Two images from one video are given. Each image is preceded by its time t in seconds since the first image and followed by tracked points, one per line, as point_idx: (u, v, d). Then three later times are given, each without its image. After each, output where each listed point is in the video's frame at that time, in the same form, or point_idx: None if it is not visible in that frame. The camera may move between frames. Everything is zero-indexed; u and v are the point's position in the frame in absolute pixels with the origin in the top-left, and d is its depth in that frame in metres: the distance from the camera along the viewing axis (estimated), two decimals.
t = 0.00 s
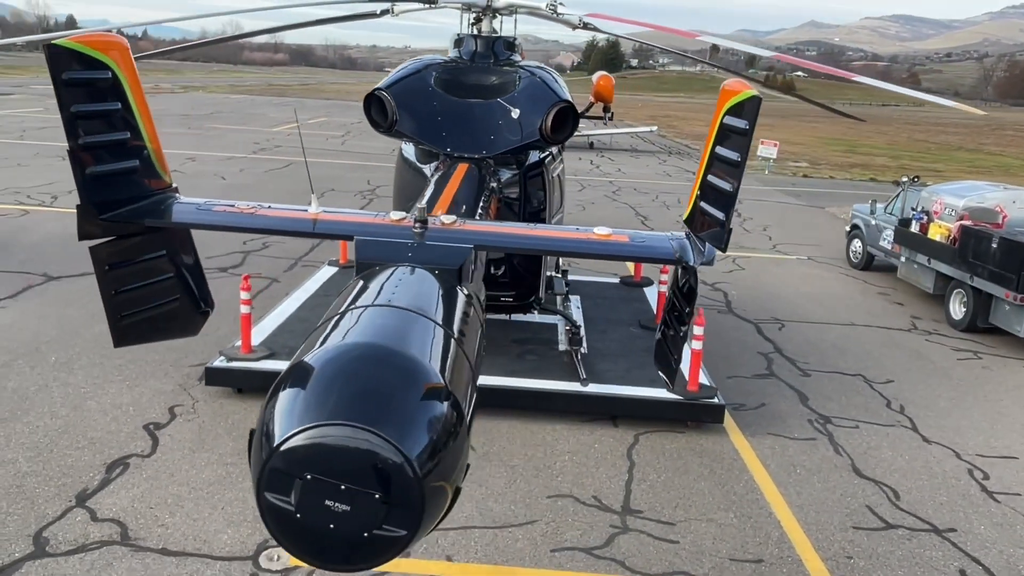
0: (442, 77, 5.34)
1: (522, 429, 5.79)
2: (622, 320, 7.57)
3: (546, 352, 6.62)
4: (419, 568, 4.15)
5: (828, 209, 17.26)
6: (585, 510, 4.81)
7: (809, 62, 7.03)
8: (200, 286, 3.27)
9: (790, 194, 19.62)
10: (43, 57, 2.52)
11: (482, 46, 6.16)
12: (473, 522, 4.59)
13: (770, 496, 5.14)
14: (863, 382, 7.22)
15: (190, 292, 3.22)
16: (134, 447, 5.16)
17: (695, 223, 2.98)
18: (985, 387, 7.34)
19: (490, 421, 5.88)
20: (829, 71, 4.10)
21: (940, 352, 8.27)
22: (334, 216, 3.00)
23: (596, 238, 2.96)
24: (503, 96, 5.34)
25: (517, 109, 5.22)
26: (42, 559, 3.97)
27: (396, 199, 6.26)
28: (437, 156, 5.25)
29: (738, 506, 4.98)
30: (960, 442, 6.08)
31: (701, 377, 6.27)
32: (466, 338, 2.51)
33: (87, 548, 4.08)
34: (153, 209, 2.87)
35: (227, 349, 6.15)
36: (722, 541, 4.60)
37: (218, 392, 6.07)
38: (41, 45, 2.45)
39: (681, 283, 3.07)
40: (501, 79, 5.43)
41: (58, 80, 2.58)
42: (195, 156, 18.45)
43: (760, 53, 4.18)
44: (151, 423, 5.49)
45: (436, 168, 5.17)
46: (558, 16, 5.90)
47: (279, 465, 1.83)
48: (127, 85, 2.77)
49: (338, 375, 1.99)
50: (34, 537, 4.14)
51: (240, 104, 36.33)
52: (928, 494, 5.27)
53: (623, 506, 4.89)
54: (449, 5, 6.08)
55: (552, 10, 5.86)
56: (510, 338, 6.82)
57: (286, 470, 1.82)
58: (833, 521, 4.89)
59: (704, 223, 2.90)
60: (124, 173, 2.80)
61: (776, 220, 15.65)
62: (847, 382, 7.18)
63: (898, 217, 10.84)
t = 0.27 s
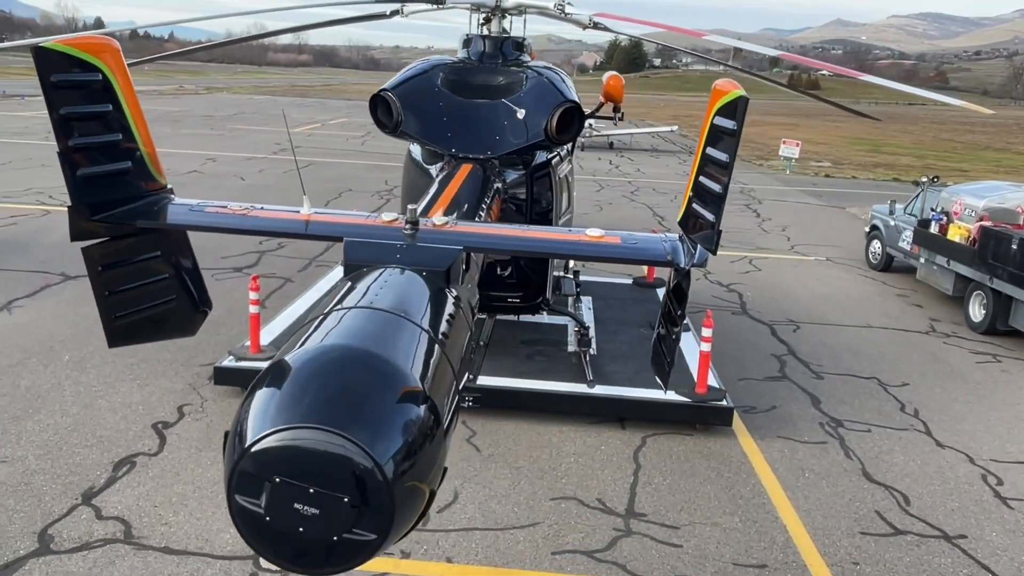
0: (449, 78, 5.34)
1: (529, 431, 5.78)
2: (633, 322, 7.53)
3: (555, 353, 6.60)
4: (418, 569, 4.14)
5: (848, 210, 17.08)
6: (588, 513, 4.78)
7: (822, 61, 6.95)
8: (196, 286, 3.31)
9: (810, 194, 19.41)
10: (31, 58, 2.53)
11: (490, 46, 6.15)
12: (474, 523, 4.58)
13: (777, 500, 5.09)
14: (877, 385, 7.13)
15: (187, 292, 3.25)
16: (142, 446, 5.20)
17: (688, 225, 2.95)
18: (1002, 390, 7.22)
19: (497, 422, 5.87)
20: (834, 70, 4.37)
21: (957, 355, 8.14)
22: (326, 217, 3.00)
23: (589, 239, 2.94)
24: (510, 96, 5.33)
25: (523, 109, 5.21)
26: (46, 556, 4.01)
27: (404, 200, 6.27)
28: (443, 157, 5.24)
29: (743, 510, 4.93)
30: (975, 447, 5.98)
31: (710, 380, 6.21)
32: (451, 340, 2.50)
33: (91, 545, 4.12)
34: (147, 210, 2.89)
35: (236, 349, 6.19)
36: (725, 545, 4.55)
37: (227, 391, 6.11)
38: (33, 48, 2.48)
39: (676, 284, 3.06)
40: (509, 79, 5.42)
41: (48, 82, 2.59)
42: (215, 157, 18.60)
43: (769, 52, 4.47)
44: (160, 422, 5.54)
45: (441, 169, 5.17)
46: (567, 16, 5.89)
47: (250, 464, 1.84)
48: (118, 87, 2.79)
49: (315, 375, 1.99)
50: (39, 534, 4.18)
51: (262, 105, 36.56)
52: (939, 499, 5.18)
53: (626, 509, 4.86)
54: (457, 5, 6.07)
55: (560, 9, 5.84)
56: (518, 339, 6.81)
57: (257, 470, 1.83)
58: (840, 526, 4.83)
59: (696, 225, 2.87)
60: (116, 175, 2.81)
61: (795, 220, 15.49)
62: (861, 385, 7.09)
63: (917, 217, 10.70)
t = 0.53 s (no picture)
0: (454, 74, 5.33)
1: (533, 431, 5.76)
2: (643, 321, 7.48)
3: (561, 352, 6.57)
4: (416, 567, 4.13)
5: (868, 209, 16.88)
6: (589, 513, 4.75)
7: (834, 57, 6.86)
8: (189, 283, 3.33)
9: (829, 194, 19.21)
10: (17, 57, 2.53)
11: (497, 44, 6.12)
12: (473, 523, 4.56)
13: (782, 502, 5.03)
14: (890, 386, 7.03)
15: (180, 289, 3.27)
16: (147, 442, 5.23)
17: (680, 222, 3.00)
18: (1019, 393, 7.09)
19: (501, 422, 5.85)
20: (846, 67, 4.41)
21: (974, 357, 8.02)
22: (316, 214, 3.00)
23: (579, 237, 2.91)
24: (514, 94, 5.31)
25: (526, 107, 5.19)
26: (46, 551, 4.04)
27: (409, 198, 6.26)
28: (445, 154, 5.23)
29: (747, 512, 4.88)
30: (987, 450, 5.88)
31: (717, 380, 6.16)
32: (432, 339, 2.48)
33: (91, 540, 4.15)
34: (136, 207, 2.91)
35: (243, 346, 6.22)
36: (727, 547, 4.50)
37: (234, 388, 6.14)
38: (16, 48, 2.50)
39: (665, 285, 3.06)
40: (514, 77, 5.40)
41: (35, 80, 2.60)
42: (233, 156, 18.73)
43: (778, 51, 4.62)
44: (166, 418, 5.57)
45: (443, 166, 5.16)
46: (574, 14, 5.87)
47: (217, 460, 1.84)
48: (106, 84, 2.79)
49: (287, 371, 1.98)
50: (41, 528, 4.22)
51: (283, 104, 36.78)
52: (948, 503, 5.10)
53: (628, 510, 4.82)
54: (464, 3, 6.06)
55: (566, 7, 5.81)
56: (525, 338, 6.79)
57: (223, 466, 1.83)
58: (845, 529, 4.76)
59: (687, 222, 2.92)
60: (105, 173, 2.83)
61: (813, 220, 15.34)
62: (873, 387, 7.00)
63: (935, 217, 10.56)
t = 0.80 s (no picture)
0: (456, 72, 5.32)
1: (535, 430, 5.75)
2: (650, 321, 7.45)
3: (566, 351, 6.55)
4: (409, 565, 4.12)
5: (887, 209, 16.69)
6: (587, 513, 4.73)
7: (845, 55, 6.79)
8: (180, 279, 3.35)
9: (848, 193, 19.02)
10: None
11: (501, 42, 6.10)
12: (470, 521, 4.56)
13: (782, 504, 4.97)
14: (899, 388, 6.94)
15: (170, 285, 3.30)
16: (149, 437, 5.28)
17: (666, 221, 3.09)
18: None
19: (503, 420, 5.85)
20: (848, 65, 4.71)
21: (987, 359, 7.90)
22: (303, 211, 3.00)
23: (564, 235, 2.89)
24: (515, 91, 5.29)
25: (527, 105, 5.17)
26: (44, 544, 4.08)
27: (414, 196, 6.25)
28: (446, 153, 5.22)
29: (746, 514, 4.83)
30: (996, 454, 5.79)
31: (722, 380, 6.10)
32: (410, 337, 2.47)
33: (89, 534, 4.18)
34: (121, 203, 2.92)
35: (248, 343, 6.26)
36: (724, 548, 4.47)
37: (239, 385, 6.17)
38: None
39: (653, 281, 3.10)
40: (517, 75, 5.38)
41: (15, 77, 2.62)
42: (250, 154, 18.84)
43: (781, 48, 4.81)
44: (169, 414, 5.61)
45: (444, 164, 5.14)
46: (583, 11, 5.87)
47: (179, 455, 1.85)
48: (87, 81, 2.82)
49: (254, 366, 1.99)
50: (40, 522, 4.26)
51: (304, 103, 36.97)
52: (953, 507, 5.03)
53: (626, 510, 4.80)
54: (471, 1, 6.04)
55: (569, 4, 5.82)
56: (530, 338, 6.78)
57: (184, 461, 1.84)
58: (846, 532, 4.71)
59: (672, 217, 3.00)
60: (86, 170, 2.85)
61: (830, 220, 15.19)
62: (882, 388, 6.92)
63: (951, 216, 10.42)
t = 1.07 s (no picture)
0: (459, 70, 5.31)
1: (537, 429, 5.73)
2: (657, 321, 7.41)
3: (571, 350, 6.53)
4: (404, 563, 4.12)
5: (905, 209, 16.52)
6: (586, 513, 4.71)
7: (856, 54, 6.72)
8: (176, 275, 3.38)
9: (867, 193, 18.82)
10: None
11: (507, 40, 6.09)
12: (467, 519, 4.55)
13: (784, 506, 4.92)
14: (910, 391, 6.86)
15: (164, 281, 3.33)
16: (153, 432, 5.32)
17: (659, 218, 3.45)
18: None
19: (506, 419, 5.84)
20: (848, 63, 5.12)
21: (1002, 361, 7.79)
22: (291, 208, 3.00)
23: (552, 233, 2.88)
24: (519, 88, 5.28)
25: (531, 103, 5.16)
26: (43, 537, 4.12)
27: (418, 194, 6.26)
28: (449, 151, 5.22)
29: (747, 516, 4.79)
30: (1006, 458, 5.71)
31: (727, 380, 6.05)
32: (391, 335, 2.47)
33: (89, 528, 4.22)
34: (111, 200, 2.95)
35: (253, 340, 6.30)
36: (723, 550, 4.43)
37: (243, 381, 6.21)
38: None
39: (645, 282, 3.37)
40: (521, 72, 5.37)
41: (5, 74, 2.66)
42: (267, 152, 18.96)
43: (782, 47, 5.23)
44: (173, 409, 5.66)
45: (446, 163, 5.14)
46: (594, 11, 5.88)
47: (146, 449, 1.86)
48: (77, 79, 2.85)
49: (226, 362, 1.99)
50: (41, 515, 4.30)
51: (323, 101, 37.14)
52: (958, 511, 4.96)
53: (626, 510, 4.77)
54: None
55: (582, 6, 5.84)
56: (535, 337, 6.76)
57: (151, 455, 1.85)
58: (848, 535, 4.65)
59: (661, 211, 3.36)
60: (75, 167, 2.88)
61: (847, 220, 15.03)
62: (891, 390, 6.84)
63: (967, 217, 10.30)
